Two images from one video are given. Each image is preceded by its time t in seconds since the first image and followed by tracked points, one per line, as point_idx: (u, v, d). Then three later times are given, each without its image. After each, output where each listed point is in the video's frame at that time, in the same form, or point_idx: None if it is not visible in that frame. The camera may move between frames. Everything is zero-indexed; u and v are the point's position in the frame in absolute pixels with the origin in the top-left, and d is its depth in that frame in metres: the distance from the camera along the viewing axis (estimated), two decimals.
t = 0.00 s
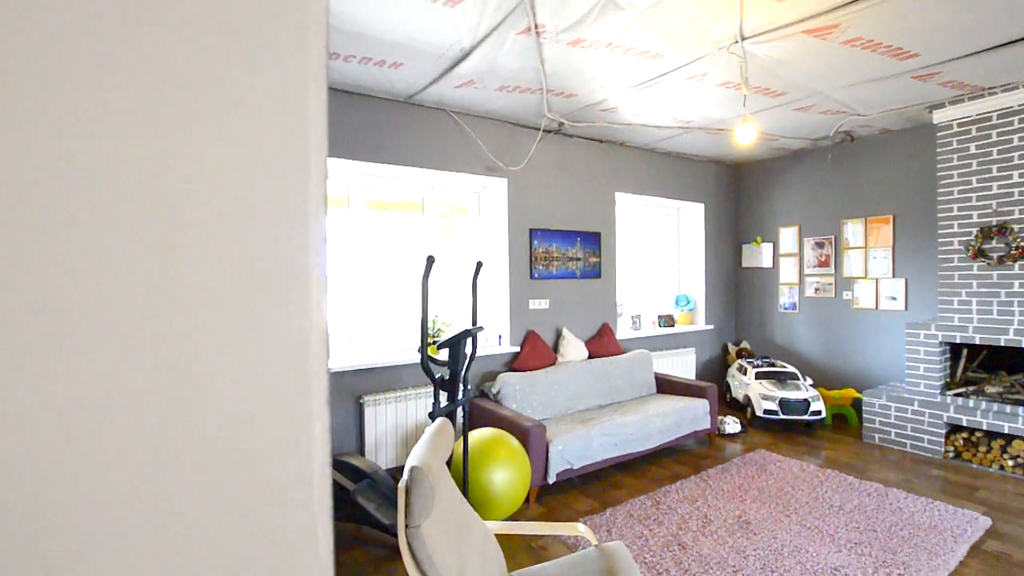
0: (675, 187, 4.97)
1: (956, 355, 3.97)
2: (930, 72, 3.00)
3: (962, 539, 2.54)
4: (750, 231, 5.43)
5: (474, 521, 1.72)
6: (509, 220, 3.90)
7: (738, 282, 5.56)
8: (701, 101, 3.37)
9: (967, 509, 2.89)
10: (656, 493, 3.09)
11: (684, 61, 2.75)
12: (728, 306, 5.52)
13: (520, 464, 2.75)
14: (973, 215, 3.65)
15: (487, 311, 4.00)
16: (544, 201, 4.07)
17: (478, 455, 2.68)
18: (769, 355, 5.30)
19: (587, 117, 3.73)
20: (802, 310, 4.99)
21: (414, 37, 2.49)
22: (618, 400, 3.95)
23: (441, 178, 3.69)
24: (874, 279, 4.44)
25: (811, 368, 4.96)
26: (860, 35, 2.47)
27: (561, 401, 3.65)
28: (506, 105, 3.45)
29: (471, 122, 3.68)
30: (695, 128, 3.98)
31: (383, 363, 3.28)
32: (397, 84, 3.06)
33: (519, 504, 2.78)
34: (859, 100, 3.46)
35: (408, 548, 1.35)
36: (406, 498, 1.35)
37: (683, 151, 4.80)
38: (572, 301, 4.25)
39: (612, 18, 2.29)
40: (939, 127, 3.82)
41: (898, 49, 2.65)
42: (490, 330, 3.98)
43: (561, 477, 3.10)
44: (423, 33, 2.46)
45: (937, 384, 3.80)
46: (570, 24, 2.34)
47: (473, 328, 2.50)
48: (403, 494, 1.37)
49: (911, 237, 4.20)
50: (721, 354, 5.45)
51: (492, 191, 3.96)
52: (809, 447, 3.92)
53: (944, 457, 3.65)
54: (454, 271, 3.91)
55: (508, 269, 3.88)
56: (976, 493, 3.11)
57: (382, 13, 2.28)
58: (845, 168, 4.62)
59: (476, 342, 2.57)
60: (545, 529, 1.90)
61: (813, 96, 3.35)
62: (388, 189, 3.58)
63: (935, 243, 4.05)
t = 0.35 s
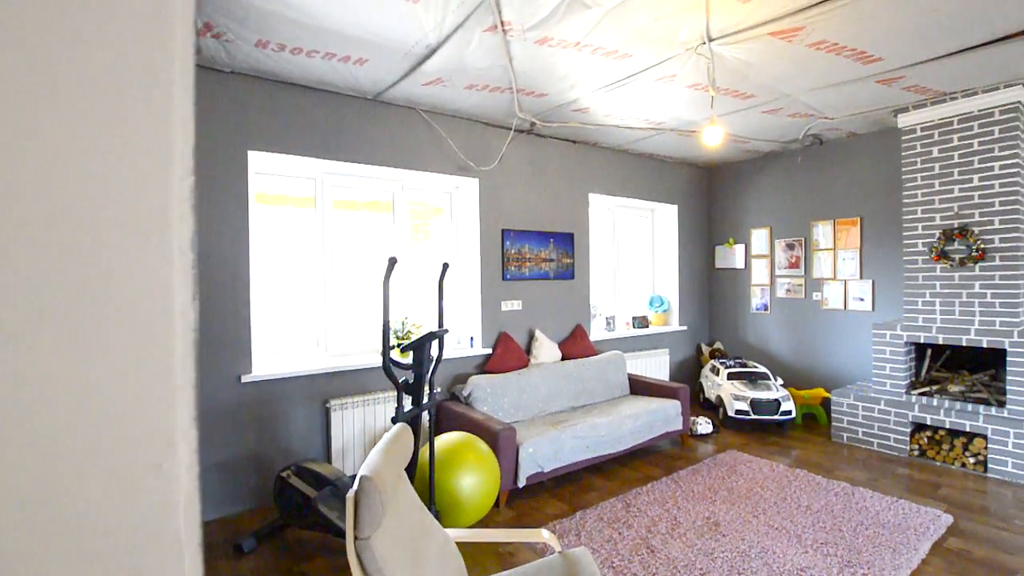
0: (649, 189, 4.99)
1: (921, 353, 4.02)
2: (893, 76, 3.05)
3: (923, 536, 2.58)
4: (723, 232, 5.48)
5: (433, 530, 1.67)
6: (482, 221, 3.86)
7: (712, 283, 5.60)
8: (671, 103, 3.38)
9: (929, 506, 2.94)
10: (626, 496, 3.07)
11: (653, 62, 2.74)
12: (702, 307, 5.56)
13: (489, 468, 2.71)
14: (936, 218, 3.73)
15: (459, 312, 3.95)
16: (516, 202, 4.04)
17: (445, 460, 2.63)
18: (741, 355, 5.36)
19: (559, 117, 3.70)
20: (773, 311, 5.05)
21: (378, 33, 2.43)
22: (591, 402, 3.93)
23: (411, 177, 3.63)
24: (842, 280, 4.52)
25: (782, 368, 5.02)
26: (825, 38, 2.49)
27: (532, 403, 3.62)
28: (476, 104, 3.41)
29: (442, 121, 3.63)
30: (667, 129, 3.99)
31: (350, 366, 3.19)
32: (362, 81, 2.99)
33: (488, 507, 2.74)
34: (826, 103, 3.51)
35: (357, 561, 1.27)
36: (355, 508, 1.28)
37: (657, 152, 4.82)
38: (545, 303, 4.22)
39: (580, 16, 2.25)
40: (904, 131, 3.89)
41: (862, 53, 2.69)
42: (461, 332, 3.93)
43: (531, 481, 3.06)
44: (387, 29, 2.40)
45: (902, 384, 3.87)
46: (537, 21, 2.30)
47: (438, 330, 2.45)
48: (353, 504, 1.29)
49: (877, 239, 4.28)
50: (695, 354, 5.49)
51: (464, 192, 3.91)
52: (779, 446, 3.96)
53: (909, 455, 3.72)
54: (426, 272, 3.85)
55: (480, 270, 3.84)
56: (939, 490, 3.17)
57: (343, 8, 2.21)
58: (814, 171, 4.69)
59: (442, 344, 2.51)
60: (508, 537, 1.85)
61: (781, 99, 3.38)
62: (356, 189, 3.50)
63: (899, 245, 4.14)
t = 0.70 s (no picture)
0: (632, 191, 4.98)
1: (899, 357, 4.05)
2: (870, 80, 3.07)
3: (899, 540, 2.59)
4: (706, 235, 5.50)
5: (400, 538, 1.63)
6: (463, 223, 3.82)
7: (696, 286, 5.61)
8: (650, 105, 3.38)
9: (907, 510, 2.94)
10: (605, 501, 3.05)
11: (631, 64, 2.73)
12: (686, 310, 5.56)
13: (465, 474, 2.67)
14: (914, 222, 3.75)
15: (439, 315, 3.92)
16: (498, 204, 4.02)
17: (421, 465, 2.59)
18: (724, 358, 5.37)
19: (540, 119, 3.68)
20: (755, 314, 5.06)
21: (353, 33, 2.39)
22: (572, 405, 3.91)
23: (391, 178, 3.58)
24: (823, 283, 4.54)
25: (765, 371, 5.03)
26: (801, 41, 2.50)
27: (512, 406, 3.59)
28: (455, 104, 3.37)
29: (422, 122, 3.60)
30: (649, 132, 3.99)
31: (326, 369, 3.14)
32: (339, 80, 2.95)
33: (464, 513, 2.71)
34: (806, 107, 3.52)
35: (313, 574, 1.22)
36: (311, 518, 1.23)
37: (640, 155, 4.82)
38: (527, 305, 4.20)
39: (556, 18, 2.23)
40: (883, 135, 3.91)
41: (839, 57, 2.69)
42: (442, 334, 3.89)
43: (509, 486, 3.03)
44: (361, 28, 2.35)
45: (882, 386, 3.89)
46: (512, 22, 2.28)
47: (413, 333, 2.41)
48: (309, 514, 1.25)
49: (857, 243, 4.31)
50: (679, 357, 5.49)
51: (445, 193, 3.87)
52: (760, 449, 3.96)
53: (888, 458, 3.74)
54: (405, 275, 3.81)
55: (460, 273, 3.81)
56: (917, 493, 3.17)
57: (314, 6, 2.17)
58: (795, 174, 4.72)
59: (417, 347, 2.47)
60: (477, 545, 1.81)
61: (761, 102, 3.39)
62: (333, 189, 3.45)
63: (879, 249, 4.17)
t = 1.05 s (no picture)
0: (616, 192, 5.00)
1: (875, 358, 4.11)
2: (847, 86, 3.11)
3: (873, 539, 2.62)
4: (689, 237, 5.54)
5: (373, 544, 1.60)
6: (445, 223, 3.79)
7: (679, 287, 5.65)
8: (632, 108, 3.39)
9: (882, 508, 2.98)
10: (585, 502, 3.05)
11: (612, 66, 2.74)
12: (668, 311, 5.60)
13: (444, 476, 2.64)
14: (889, 225, 3.82)
15: (421, 315, 3.88)
16: (481, 205, 4.00)
17: (399, 468, 2.56)
18: (706, 358, 5.41)
19: (522, 119, 3.67)
20: (737, 315, 5.11)
21: (330, 30, 2.35)
22: (554, 406, 3.91)
23: (372, 177, 3.54)
24: (802, 285, 4.60)
25: (745, 371, 5.08)
26: (779, 46, 2.52)
27: (494, 408, 3.57)
28: (437, 104, 3.35)
29: (403, 122, 3.56)
30: (631, 133, 4.00)
31: (303, 371, 3.08)
32: (318, 78, 2.90)
33: (443, 516, 2.67)
34: (785, 111, 3.57)
35: None
36: (274, 525, 1.21)
37: (623, 156, 4.83)
38: (509, 307, 4.19)
39: (536, 18, 2.22)
40: (860, 139, 3.97)
41: (816, 61, 2.72)
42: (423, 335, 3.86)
43: (490, 488, 3.01)
44: (338, 25, 2.31)
45: (858, 387, 3.95)
46: (491, 22, 2.26)
47: (390, 334, 2.37)
48: (273, 524, 1.21)
49: (835, 245, 4.38)
50: (662, 358, 5.52)
51: (427, 193, 3.84)
52: (740, 450, 4.00)
53: (864, 457, 3.80)
54: (386, 275, 3.77)
55: (442, 274, 3.79)
56: (892, 492, 3.23)
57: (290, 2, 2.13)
58: (776, 177, 4.77)
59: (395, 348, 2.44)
60: (452, 550, 1.79)
61: (741, 106, 3.42)
62: (313, 188, 3.40)
63: (856, 251, 4.23)
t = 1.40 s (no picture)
0: (601, 193, 5.01)
1: (855, 357, 4.18)
2: (827, 88, 3.15)
3: (852, 535, 2.66)
4: (674, 237, 5.57)
5: (353, 547, 1.58)
6: (429, 222, 3.77)
7: (663, 287, 5.68)
8: (616, 107, 3.39)
9: (860, 505, 3.03)
10: (569, 502, 3.04)
11: (596, 65, 2.73)
12: (653, 311, 5.63)
13: (428, 477, 2.61)
14: (868, 226, 3.88)
15: (405, 315, 3.85)
16: (465, 204, 3.97)
17: (381, 469, 2.53)
18: (690, 358, 5.45)
19: (507, 118, 3.66)
20: (720, 315, 5.16)
21: (311, 24, 2.32)
22: (539, 406, 3.90)
23: (355, 175, 3.50)
24: (784, 285, 4.65)
25: (728, 371, 5.13)
26: (760, 47, 2.54)
27: (478, 408, 3.55)
28: (421, 101, 3.32)
29: (387, 119, 3.52)
30: (616, 134, 4.02)
31: (284, 372, 3.04)
32: (299, 73, 2.86)
33: (426, 518, 2.65)
34: (767, 113, 3.60)
35: None
36: (248, 529, 1.18)
37: (609, 156, 4.85)
38: (494, 306, 4.17)
39: (519, 16, 2.21)
40: (840, 142, 4.03)
41: (797, 63, 2.76)
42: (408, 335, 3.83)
43: (473, 489, 2.99)
44: (319, 19, 2.28)
45: (838, 385, 4.01)
46: (474, 19, 2.25)
47: (372, 334, 2.34)
48: (247, 527, 1.18)
49: (816, 246, 4.44)
50: (647, 358, 5.55)
51: (411, 192, 3.81)
52: (723, 449, 4.03)
53: (844, 454, 3.85)
54: (370, 274, 3.73)
55: (426, 273, 3.76)
56: (870, 489, 3.28)
57: None
58: (758, 179, 4.82)
59: (377, 348, 2.40)
60: (433, 552, 1.76)
61: (724, 107, 3.45)
62: (295, 185, 3.35)
63: (836, 252, 4.30)
